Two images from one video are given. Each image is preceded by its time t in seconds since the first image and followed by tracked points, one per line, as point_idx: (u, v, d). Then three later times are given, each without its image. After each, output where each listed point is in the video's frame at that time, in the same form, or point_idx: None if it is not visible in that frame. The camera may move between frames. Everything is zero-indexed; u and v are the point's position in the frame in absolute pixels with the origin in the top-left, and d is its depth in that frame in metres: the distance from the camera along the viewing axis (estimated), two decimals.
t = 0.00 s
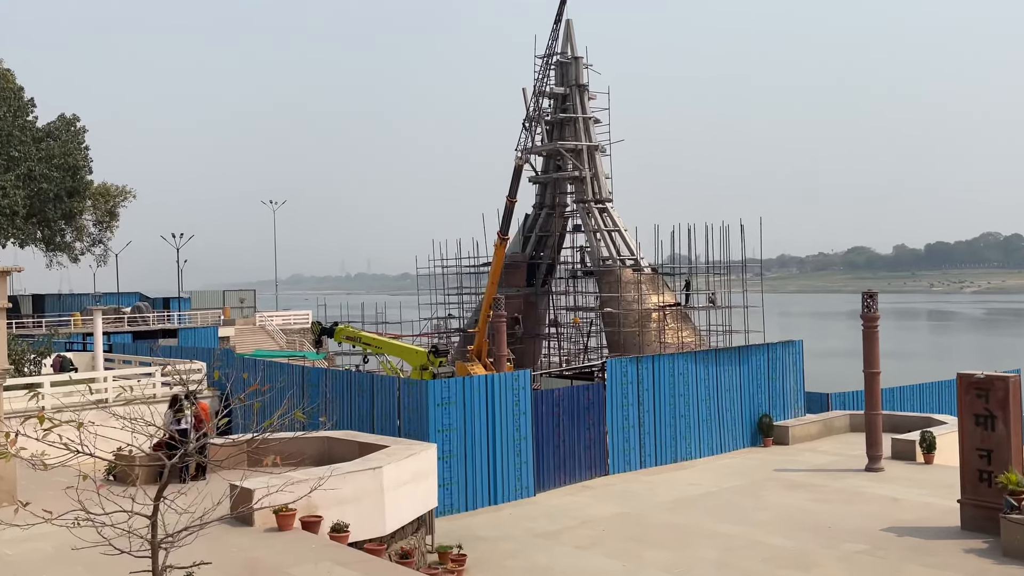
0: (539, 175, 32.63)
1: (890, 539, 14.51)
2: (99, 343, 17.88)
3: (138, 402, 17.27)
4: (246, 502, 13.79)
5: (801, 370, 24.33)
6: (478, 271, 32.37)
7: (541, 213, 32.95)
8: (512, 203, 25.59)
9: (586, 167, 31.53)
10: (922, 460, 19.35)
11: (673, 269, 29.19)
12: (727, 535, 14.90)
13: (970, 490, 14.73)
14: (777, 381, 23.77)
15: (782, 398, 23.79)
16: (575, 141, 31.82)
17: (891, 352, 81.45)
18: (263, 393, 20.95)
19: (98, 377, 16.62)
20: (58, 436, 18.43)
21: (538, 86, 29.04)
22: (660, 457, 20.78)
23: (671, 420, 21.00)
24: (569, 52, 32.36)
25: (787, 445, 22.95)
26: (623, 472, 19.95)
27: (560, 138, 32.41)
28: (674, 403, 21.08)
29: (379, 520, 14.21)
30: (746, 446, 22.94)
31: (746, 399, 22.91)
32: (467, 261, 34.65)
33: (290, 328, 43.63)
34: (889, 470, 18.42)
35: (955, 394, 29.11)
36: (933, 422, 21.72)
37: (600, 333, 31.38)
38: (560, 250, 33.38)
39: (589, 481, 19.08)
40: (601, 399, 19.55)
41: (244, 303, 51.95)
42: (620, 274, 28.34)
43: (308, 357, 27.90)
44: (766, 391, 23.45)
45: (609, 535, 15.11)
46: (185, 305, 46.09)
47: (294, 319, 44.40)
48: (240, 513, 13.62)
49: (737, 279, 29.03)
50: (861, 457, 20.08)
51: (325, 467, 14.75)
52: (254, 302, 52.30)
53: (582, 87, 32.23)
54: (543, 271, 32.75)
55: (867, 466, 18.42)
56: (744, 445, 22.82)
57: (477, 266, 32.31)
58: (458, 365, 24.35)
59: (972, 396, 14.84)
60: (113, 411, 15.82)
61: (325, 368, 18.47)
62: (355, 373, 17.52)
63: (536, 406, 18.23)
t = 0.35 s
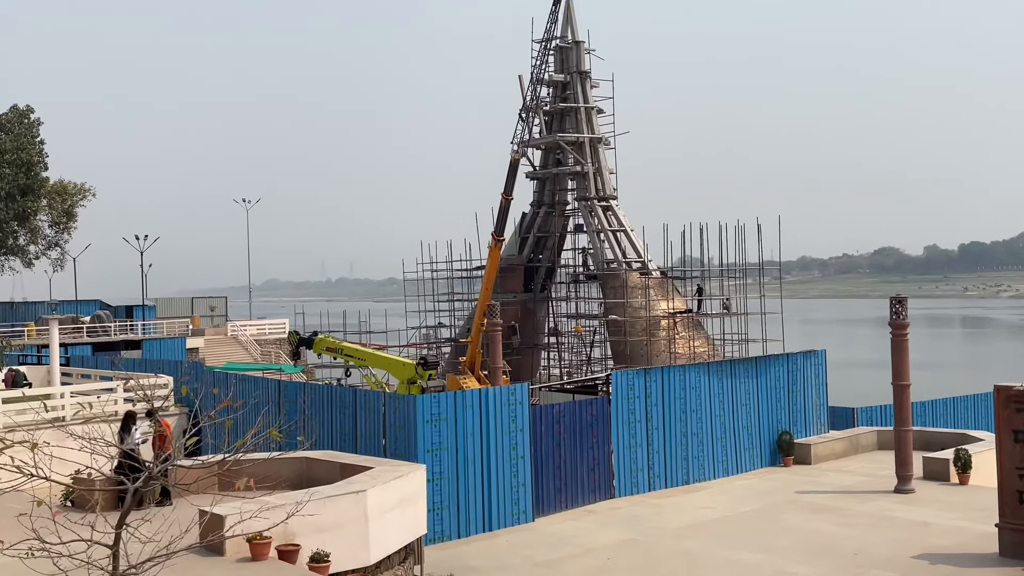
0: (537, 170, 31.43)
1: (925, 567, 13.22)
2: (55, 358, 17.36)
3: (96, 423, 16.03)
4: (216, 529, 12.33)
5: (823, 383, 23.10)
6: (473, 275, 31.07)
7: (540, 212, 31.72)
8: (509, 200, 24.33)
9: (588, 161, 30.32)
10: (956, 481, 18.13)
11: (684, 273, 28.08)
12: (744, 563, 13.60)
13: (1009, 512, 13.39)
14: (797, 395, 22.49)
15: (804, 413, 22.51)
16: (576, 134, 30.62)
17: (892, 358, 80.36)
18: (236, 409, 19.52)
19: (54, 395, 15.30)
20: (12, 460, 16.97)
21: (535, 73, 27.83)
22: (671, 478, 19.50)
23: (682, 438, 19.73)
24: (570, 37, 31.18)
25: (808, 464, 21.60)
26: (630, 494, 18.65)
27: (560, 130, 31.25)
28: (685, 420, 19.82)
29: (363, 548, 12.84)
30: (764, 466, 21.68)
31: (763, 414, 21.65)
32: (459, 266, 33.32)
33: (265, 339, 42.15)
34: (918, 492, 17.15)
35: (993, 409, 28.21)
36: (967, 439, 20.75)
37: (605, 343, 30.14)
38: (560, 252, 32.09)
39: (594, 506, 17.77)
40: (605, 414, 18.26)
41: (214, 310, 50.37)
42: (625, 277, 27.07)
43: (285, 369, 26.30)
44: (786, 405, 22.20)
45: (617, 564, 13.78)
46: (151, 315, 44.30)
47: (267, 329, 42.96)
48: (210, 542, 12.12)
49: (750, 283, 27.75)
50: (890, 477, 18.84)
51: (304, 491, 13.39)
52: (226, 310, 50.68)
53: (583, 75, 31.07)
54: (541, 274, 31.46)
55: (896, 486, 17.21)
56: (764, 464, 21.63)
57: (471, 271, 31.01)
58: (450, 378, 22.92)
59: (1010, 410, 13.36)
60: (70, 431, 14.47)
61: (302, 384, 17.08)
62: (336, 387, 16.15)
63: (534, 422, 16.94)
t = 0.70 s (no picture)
0: (529, 173, 31.06)
1: None
2: (32, 370, 17.42)
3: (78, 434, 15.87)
4: (199, 545, 11.86)
5: (824, 391, 22.80)
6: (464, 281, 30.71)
7: (531, 216, 31.22)
8: (500, 203, 23.96)
9: (582, 163, 29.95)
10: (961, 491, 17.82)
11: (681, 278, 27.71)
12: (743, 575, 13.22)
13: (1015, 521, 13.01)
14: (797, 403, 22.13)
15: (805, 421, 22.17)
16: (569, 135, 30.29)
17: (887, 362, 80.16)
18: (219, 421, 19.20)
19: (31, 406, 14.98)
20: None
21: (527, 73, 27.47)
22: (668, 489, 19.10)
23: (679, 447, 19.38)
24: (562, 35, 30.88)
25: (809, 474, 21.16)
26: (626, 506, 18.26)
27: (553, 132, 30.93)
28: (683, 429, 19.47)
29: (352, 563, 12.42)
30: (764, 476, 21.30)
31: (763, 422, 21.28)
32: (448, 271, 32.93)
33: (249, 348, 41.71)
34: (923, 502, 16.80)
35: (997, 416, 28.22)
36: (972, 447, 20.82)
37: (600, 350, 29.76)
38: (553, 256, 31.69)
39: (590, 518, 17.38)
40: (601, 423, 17.88)
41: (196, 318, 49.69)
42: (620, 282, 26.74)
43: (269, 379, 25.75)
44: (786, 413, 21.81)
45: None
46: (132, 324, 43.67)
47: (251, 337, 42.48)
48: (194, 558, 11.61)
49: (749, 288, 27.33)
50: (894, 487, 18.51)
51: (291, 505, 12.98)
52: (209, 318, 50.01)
53: (576, 75, 30.76)
54: (534, 280, 31.08)
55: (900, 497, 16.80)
56: (763, 475, 21.20)
57: (462, 277, 30.60)
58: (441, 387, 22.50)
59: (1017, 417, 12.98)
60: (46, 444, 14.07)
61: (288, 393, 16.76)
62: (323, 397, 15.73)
63: (528, 432, 16.55)
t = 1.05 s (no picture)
0: (520, 171, 30.24)
1: None
2: None
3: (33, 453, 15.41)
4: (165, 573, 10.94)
5: (837, 404, 22.06)
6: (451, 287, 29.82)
7: (522, 217, 30.46)
8: (489, 203, 23.09)
9: (576, 161, 29.17)
10: (982, 509, 17.57)
11: (682, 283, 26.78)
12: None
13: None
14: (806, 415, 21.37)
15: (815, 435, 21.38)
16: (562, 130, 29.47)
17: (881, 369, 79.52)
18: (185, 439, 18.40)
19: None
20: None
21: (517, 64, 26.62)
22: (671, 508, 18.35)
23: (682, 464, 18.62)
24: (554, 25, 30.06)
25: (819, 491, 20.53)
26: (626, 527, 17.48)
27: (545, 127, 30.10)
28: (684, 444, 18.68)
29: None
30: (771, 493, 20.51)
31: (772, 438, 20.54)
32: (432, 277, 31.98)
33: (218, 358, 41.24)
34: (942, 521, 16.04)
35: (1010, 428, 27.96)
36: (992, 461, 20.59)
37: (596, 360, 28.92)
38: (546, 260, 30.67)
39: (586, 540, 16.58)
40: (599, 437, 17.08)
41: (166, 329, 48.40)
42: (618, 288, 25.91)
43: (242, 393, 24.72)
44: (795, 428, 21.06)
45: None
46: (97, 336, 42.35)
47: (221, 348, 41.93)
48: None
49: (753, 292, 26.43)
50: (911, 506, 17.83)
51: (264, 527, 12.08)
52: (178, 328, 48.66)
53: (569, 66, 29.96)
54: (525, 285, 30.20)
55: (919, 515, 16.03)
56: (773, 493, 20.41)
57: (448, 283, 29.79)
58: (426, 399, 21.54)
59: None
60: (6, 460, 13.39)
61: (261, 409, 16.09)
62: (299, 413, 14.94)
63: (519, 448, 15.76)
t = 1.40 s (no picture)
0: (509, 171, 29.42)
1: None
2: None
3: None
4: None
5: (848, 417, 22.60)
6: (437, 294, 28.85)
7: (513, 219, 29.54)
8: (476, 204, 22.30)
9: (570, 159, 28.38)
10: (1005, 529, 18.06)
11: (685, 289, 26.15)
12: None
13: None
14: (817, 430, 21.90)
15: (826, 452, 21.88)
16: (555, 127, 28.68)
17: (869, 371, 79.43)
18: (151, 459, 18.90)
19: None
20: None
21: (507, 56, 25.84)
22: (670, 529, 18.81)
23: (683, 483, 19.16)
24: (547, 15, 29.32)
25: (831, 511, 20.90)
26: (622, 550, 17.92)
27: (537, 122, 29.44)
28: (687, 461, 19.25)
29: None
30: (781, 514, 21.04)
31: (779, 456, 21.05)
32: (413, 282, 30.87)
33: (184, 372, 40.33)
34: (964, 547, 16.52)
35: None
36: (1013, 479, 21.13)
37: (592, 373, 28.37)
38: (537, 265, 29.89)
39: (580, 562, 17.08)
40: (594, 455, 17.64)
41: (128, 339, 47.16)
42: (616, 295, 25.07)
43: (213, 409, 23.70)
44: (801, 444, 21.59)
45: None
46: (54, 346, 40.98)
47: (190, 362, 41.16)
48: None
49: (761, 301, 25.66)
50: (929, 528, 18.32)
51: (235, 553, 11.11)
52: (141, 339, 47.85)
53: (562, 58, 29.21)
54: (516, 292, 29.43)
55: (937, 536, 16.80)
56: (783, 514, 20.98)
57: (434, 291, 28.92)
58: (410, 416, 20.88)
59: None
60: None
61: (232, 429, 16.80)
62: (274, 432, 15.79)
63: (510, 467, 16.35)
